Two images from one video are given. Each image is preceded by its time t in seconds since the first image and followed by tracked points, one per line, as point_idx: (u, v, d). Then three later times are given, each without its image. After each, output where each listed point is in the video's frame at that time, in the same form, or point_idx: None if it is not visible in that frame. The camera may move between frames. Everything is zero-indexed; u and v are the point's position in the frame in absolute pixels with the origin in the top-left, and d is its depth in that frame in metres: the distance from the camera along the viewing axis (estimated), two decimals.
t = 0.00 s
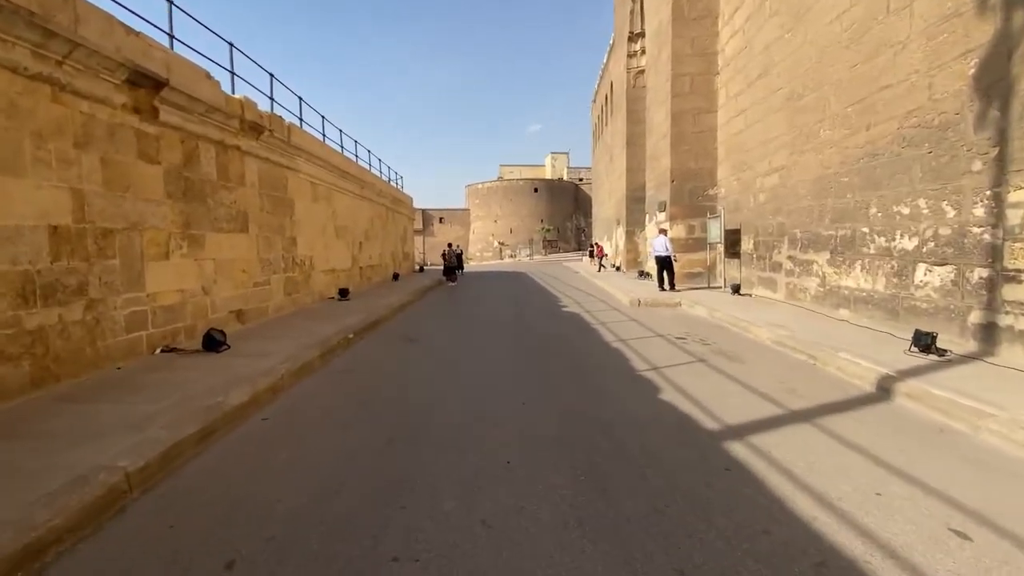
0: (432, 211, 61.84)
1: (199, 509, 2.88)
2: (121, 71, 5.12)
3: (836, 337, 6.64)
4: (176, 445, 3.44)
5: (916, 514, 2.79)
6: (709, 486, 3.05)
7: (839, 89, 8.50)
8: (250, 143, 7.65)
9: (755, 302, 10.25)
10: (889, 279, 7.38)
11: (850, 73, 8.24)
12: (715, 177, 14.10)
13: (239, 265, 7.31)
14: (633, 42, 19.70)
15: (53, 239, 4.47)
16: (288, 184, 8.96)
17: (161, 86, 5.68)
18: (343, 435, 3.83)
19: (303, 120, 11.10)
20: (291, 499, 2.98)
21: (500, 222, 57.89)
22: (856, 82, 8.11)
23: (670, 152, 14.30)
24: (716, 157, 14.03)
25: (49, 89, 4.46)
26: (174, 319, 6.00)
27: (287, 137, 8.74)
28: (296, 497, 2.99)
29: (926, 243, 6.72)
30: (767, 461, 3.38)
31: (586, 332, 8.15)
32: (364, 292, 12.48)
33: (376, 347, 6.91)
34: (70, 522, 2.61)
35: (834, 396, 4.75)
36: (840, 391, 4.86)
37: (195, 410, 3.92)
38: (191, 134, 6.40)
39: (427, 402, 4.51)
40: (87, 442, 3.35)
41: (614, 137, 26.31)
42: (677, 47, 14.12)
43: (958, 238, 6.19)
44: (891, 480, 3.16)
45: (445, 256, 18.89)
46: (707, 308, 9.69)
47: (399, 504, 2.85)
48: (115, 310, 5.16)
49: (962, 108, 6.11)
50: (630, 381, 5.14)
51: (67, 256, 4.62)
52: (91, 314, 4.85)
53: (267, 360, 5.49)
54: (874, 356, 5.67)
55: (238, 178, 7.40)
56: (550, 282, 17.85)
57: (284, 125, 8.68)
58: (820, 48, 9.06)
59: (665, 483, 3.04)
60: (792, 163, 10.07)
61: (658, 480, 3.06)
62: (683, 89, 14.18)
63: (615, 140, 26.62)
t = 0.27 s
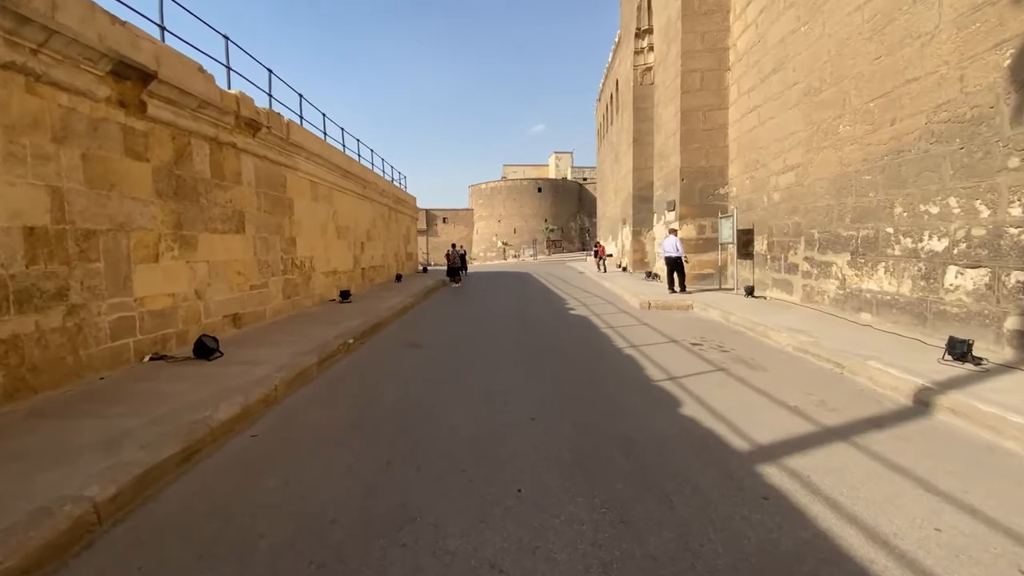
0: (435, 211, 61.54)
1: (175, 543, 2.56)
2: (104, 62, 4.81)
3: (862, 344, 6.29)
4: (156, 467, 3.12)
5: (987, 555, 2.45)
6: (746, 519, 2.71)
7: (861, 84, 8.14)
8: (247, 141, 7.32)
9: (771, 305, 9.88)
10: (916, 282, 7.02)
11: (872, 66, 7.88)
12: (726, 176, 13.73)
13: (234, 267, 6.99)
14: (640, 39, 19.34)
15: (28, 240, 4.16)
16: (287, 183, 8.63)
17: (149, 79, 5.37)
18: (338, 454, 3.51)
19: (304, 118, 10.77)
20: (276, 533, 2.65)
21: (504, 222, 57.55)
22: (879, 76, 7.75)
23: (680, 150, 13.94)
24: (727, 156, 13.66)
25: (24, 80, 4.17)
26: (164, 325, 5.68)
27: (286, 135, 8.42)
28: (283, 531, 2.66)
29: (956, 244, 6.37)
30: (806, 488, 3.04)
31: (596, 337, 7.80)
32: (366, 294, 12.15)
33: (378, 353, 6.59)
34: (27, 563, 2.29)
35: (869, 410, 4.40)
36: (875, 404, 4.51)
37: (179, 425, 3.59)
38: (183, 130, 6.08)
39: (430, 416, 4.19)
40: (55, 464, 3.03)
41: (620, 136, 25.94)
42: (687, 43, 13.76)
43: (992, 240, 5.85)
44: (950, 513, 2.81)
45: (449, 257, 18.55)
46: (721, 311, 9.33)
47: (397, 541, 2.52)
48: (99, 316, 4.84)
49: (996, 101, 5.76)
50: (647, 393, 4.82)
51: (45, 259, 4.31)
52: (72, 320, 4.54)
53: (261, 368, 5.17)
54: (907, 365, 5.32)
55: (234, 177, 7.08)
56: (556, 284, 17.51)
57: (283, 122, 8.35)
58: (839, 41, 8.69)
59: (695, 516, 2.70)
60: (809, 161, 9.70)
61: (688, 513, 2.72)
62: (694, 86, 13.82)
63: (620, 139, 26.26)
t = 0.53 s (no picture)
0: (442, 210, 61.32)
1: None
2: (92, 53, 4.56)
3: (896, 346, 5.95)
4: (142, 491, 2.85)
5: None
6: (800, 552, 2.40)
7: (885, 74, 7.78)
8: (249, 138, 7.05)
9: (790, 304, 9.55)
10: (946, 281, 6.68)
11: (898, 55, 7.52)
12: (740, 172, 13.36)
13: (237, 269, 6.71)
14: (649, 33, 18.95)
15: (9, 243, 3.91)
16: (291, 182, 8.36)
17: (142, 72, 5.11)
18: (341, 472, 3.23)
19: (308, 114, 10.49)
20: (271, 565, 2.37)
21: (511, 221, 57.23)
22: (901, 67, 7.37)
23: (693, 146, 13.58)
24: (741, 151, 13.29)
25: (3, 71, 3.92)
26: (162, 330, 5.41)
27: (291, 132, 8.11)
28: (279, 564, 2.38)
29: (986, 241, 6.03)
30: (859, 513, 2.73)
31: (612, 339, 7.49)
32: (373, 295, 11.89)
33: (385, 357, 6.31)
34: None
35: (915, 419, 4.08)
36: (918, 412, 4.18)
37: (172, 442, 3.32)
38: (181, 127, 5.81)
39: (441, 429, 3.90)
40: (32, 490, 2.76)
41: (629, 132, 25.54)
42: (698, 36, 13.39)
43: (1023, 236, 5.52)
44: None
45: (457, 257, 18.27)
46: (740, 311, 8.99)
47: None
48: (90, 323, 4.59)
49: None
50: (673, 402, 4.51)
51: (30, 264, 4.06)
52: (60, 327, 4.29)
53: (262, 376, 4.90)
54: (946, 368, 4.99)
55: (237, 176, 6.81)
56: (566, 283, 17.19)
57: (287, 119, 8.05)
58: (860, 30, 8.32)
59: (741, 549, 2.40)
60: (830, 154, 9.35)
61: (732, 546, 2.42)
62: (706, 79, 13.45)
63: (629, 135, 25.86)
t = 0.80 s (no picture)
0: (437, 211, 60.92)
1: None
2: (62, 45, 4.23)
3: (918, 348, 5.66)
4: (108, 528, 2.51)
5: None
6: None
7: (897, 64, 7.50)
8: (235, 137, 6.71)
9: (798, 303, 9.26)
10: (967, 278, 6.42)
11: (911, 44, 7.24)
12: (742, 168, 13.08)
13: (223, 275, 6.38)
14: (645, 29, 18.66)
15: None
16: (281, 183, 8.03)
17: (118, 67, 4.78)
18: (330, 501, 2.90)
19: (298, 113, 10.14)
20: None
21: (507, 221, 56.90)
22: (916, 55, 7.12)
23: (693, 142, 13.29)
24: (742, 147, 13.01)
25: None
26: (142, 340, 5.07)
27: (279, 131, 7.78)
28: None
29: (1013, 236, 5.76)
30: (916, 542, 2.43)
31: (618, 343, 7.18)
32: (367, 298, 11.55)
33: (380, 365, 5.98)
34: None
35: (952, 429, 3.78)
36: (956, 421, 3.89)
37: (143, 467, 2.98)
38: (161, 124, 5.48)
39: (440, 447, 3.57)
40: None
41: (625, 130, 25.27)
42: (698, 30, 13.10)
43: None
44: None
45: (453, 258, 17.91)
46: (747, 312, 8.70)
47: None
48: (61, 334, 4.25)
49: None
50: (688, 412, 4.19)
51: None
52: (27, 340, 3.96)
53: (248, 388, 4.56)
54: (979, 370, 4.71)
55: (223, 176, 6.47)
56: (564, 284, 16.88)
57: (275, 117, 7.71)
58: (871, 19, 8.05)
59: None
60: (838, 149, 9.07)
61: None
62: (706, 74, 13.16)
63: (625, 134, 25.56)
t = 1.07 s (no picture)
0: (424, 215, 60.48)
1: None
2: (16, 33, 3.88)
3: (924, 357, 5.44)
4: None
5: None
6: None
7: (898, 64, 7.32)
8: (211, 136, 6.37)
9: (794, 309, 9.05)
10: (972, 284, 6.24)
11: (912, 44, 7.05)
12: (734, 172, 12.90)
13: (196, 282, 6.02)
14: (635, 32, 18.48)
15: None
16: (260, 185, 7.68)
17: (81, 59, 4.43)
18: (302, 540, 2.58)
19: (279, 113, 9.78)
20: None
21: (495, 226, 56.62)
22: (918, 54, 6.96)
23: (685, 145, 13.08)
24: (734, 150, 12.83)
25: None
26: (104, 353, 4.71)
27: (257, 131, 7.44)
28: None
29: None
30: None
31: (613, 351, 6.91)
32: (351, 305, 11.18)
33: (363, 378, 5.65)
34: None
35: (975, 447, 3.54)
36: (978, 438, 3.67)
37: (88, 503, 2.63)
38: (128, 122, 5.12)
39: (425, 474, 3.26)
40: None
41: (613, 135, 25.11)
42: (689, 32, 12.91)
43: None
44: None
45: (440, 263, 17.55)
46: (744, 318, 8.47)
47: None
48: (11, 349, 3.88)
49: None
50: (692, 430, 3.91)
51: None
52: None
53: (219, 406, 4.21)
54: (996, 381, 4.51)
55: (196, 177, 6.11)
56: (554, 289, 16.60)
57: (253, 116, 7.37)
58: (869, 19, 7.87)
59: None
60: (834, 152, 8.87)
61: None
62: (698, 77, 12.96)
63: (614, 138, 25.39)
